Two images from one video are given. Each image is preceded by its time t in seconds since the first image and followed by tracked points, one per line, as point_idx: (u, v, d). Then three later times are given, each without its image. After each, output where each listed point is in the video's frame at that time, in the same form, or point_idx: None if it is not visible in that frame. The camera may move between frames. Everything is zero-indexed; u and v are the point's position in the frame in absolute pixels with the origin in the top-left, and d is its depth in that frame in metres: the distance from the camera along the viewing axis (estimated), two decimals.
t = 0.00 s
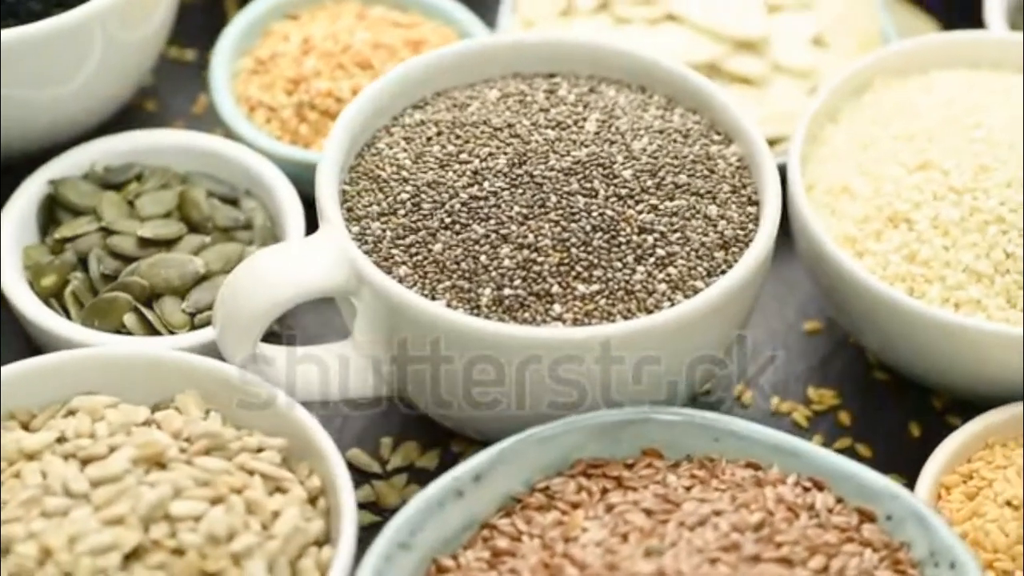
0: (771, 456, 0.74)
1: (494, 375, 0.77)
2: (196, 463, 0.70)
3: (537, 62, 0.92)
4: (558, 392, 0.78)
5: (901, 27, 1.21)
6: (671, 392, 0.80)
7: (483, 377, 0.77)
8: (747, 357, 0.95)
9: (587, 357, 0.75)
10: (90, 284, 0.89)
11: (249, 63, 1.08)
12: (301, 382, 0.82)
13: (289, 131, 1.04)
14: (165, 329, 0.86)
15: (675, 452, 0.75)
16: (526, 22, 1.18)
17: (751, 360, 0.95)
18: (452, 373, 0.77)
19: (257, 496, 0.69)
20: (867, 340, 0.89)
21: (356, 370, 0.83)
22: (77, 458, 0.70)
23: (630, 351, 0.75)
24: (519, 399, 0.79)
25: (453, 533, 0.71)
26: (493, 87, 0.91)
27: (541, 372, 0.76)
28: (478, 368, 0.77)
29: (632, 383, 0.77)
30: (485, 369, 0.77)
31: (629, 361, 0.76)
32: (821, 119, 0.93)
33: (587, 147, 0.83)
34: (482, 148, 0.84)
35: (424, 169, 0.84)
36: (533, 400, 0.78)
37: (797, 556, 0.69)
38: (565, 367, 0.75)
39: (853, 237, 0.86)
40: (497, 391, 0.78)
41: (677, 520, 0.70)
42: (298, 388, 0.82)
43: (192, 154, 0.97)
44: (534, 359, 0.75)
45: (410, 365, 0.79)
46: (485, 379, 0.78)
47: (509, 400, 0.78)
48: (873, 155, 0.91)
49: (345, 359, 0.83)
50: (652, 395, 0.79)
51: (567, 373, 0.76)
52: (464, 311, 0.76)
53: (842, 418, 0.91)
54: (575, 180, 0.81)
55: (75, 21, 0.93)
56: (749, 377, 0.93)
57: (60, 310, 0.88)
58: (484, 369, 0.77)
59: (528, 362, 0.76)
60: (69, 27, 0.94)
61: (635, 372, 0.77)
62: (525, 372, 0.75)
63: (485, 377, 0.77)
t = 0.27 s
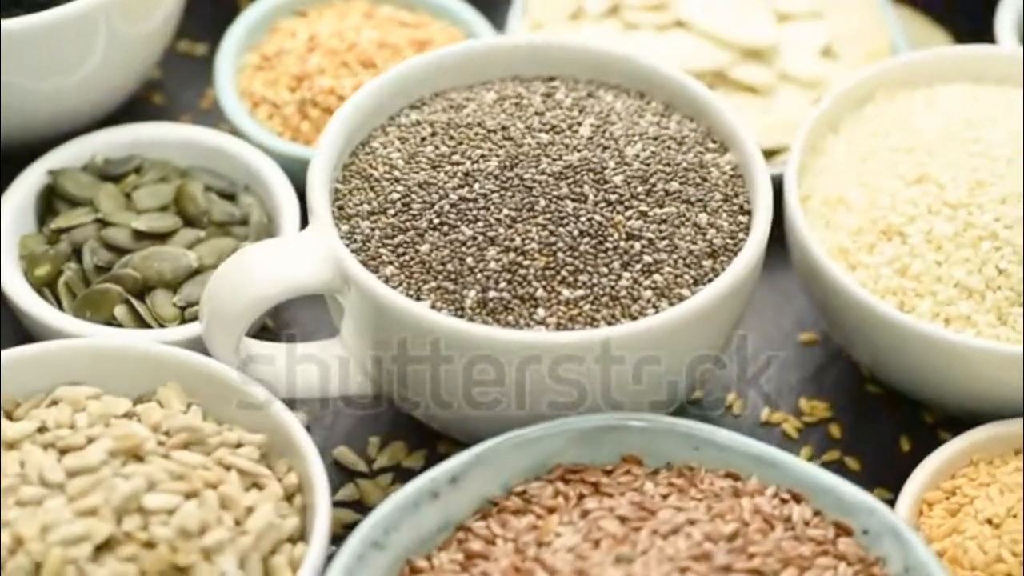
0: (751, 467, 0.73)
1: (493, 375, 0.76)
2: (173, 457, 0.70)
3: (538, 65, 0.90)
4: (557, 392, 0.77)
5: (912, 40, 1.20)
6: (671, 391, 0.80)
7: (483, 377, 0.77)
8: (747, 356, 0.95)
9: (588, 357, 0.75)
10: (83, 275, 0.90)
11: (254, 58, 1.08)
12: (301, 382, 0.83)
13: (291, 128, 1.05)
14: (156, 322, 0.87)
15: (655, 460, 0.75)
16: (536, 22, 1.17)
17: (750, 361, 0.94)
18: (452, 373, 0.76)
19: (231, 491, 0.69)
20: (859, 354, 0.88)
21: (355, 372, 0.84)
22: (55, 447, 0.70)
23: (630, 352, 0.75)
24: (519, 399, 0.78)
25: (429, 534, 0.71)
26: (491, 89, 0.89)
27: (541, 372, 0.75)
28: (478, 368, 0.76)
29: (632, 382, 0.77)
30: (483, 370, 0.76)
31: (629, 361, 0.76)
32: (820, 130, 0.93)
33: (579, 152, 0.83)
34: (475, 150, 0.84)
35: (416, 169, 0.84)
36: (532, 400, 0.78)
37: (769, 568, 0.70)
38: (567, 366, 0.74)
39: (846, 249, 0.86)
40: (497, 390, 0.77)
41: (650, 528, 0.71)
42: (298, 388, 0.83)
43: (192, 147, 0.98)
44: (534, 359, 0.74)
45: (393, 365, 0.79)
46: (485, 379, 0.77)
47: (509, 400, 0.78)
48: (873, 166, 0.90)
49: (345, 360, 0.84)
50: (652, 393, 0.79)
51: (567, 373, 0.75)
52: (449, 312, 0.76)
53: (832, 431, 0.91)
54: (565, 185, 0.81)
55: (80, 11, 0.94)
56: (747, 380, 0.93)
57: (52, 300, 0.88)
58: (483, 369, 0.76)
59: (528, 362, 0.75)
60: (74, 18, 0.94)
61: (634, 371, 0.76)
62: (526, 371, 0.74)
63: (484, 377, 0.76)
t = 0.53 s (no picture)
0: (725, 478, 0.73)
1: (493, 375, 0.76)
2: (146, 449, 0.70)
3: (539, 69, 0.90)
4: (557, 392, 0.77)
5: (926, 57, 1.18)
6: (670, 391, 0.80)
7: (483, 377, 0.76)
8: (747, 355, 0.95)
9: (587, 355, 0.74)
10: (76, 264, 0.90)
11: (261, 54, 1.09)
12: (301, 380, 0.83)
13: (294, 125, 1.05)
14: (145, 314, 0.88)
15: (631, 467, 0.74)
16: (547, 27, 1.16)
17: (750, 359, 0.95)
18: (452, 375, 0.76)
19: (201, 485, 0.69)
20: (847, 371, 0.87)
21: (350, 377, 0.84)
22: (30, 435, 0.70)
23: (630, 353, 0.75)
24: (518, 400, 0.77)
25: (399, 536, 0.72)
26: (488, 92, 0.89)
27: (540, 371, 0.75)
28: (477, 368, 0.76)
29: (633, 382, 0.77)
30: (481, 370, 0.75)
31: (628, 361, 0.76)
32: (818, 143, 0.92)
33: (569, 157, 0.83)
34: (466, 152, 0.84)
35: (407, 169, 0.84)
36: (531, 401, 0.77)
37: None
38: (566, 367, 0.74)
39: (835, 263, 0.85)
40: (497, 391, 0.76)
41: (617, 536, 0.71)
42: (297, 386, 0.83)
43: (193, 140, 0.98)
44: (534, 359, 0.74)
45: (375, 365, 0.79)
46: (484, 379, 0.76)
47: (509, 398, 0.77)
48: (869, 181, 0.89)
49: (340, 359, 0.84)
50: (651, 392, 0.79)
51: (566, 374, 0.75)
52: (429, 313, 0.76)
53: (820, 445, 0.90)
54: (553, 190, 0.81)
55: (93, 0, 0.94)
56: (748, 379, 0.93)
57: (44, 288, 0.89)
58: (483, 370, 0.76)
59: (528, 363, 0.75)
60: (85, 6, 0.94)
61: (634, 371, 0.77)
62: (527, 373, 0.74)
63: (485, 378, 0.76)
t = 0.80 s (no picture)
0: (703, 488, 0.73)
1: (493, 375, 0.75)
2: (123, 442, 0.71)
3: (539, 72, 0.89)
4: (559, 392, 0.76)
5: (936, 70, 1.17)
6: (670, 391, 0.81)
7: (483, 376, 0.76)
8: (747, 355, 0.95)
9: (588, 355, 0.74)
10: (70, 254, 0.91)
11: (268, 50, 1.09)
12: (301, 378, 0.83)
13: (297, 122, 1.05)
14: (135, 307, 0.88)
15: (610, 473, 0.74)
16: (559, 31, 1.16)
17: (750, 359, 0.95)
18: (452, 374, 0.76)
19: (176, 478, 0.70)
20: (836, 384, 0.87)
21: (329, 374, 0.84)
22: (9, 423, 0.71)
23: (630, 352, 0.75)
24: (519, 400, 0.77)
25: (373, 536, 0.72)
26: (485, 94, 0.89)
27: (540, 370, 0.76)
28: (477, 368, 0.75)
29: (633, 383, 0.77)
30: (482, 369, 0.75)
31: (628, 361, 0.76)
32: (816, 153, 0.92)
33: (561, 162, 0.83)
34: (458, 153, 0.84)
35: (399, 168, 0.84)
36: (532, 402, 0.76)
37: None
38: (566, 367, 0.74)
39: (826, 275, 0.85)
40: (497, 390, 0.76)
41: (589, 542, 0.71)
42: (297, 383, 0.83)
43: (195, 134, 0.98)
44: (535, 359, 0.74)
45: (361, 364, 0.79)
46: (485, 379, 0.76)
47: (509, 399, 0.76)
48: (865, 188, 0.89)
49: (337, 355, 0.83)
50: (651, 392, 0.79)
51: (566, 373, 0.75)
52: (413, 314, 0.76)
53: (808, 457, 0.90)
54: (542, 193, 0.81)
55: None
56: (748, 379, 0.93)
57: (38, 278, 0.90)
58: (484, 370, 0.75)
59: (528, 361, 0.75)
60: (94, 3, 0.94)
61: (634, 371, 0.77)
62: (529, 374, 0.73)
63: (485, 378, 0.75)
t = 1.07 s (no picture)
0: (681, 496, 0.72)
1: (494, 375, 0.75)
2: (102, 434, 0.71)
3: (538, 75, 0.89)
4: (559, 392, 0.76)
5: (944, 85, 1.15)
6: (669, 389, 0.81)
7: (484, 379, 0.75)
8: (748, 354, 0.95)
9: (589, 355, 0.74)
10: (65, 245, 0.92)
11: (274, 46, 1.10)
12: (301, 377, 0.83)
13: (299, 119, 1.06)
14: (127, 299, 0.89)
15: (588, 480, 0.74)
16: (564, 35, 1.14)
17: (742, 369, 0.94)
18: (451, 376, 0.75)
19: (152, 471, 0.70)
20: (825, 397, 0.86)
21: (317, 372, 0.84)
22: None
23: (631, 352, 0.75)
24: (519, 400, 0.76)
25: (349, 535, 0.72)
26: (482, 95, 0.88)
27: (540, 371, 0.75)
28: (478, 369, 0.75)
29: (632, 383, 0.77)
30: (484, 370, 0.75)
31: (628, 361, 0.76)
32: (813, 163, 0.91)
33: (552, 166, 0.83)
34: (451, 154, 0.84)
35: (391, 168, 0.84)
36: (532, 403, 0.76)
37: None
38: (566, 367, 0.74)
39: (817, 286, 0.84)
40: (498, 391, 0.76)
41: (561, 548, 0.71)
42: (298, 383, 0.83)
43: (197, 128, 0.99)
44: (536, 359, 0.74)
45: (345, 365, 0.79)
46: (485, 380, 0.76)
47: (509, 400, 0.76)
48: (861, 202, 0.88)
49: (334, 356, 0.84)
50: (651, 392, 0.79)
51: (566, 373, 0.74)
52: (397, 314, 0.76)
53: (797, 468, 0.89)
54: (532, 197, 0.81)
55: None
56: (749, 378, 0.94)
57: (33, 268, 0.90)
58: (484, 371, 0.75)
59: (528, 361, 0.75)
60: None
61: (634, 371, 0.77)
62: (528, 376, 0.73)
63: (485, 378, 0.75)
